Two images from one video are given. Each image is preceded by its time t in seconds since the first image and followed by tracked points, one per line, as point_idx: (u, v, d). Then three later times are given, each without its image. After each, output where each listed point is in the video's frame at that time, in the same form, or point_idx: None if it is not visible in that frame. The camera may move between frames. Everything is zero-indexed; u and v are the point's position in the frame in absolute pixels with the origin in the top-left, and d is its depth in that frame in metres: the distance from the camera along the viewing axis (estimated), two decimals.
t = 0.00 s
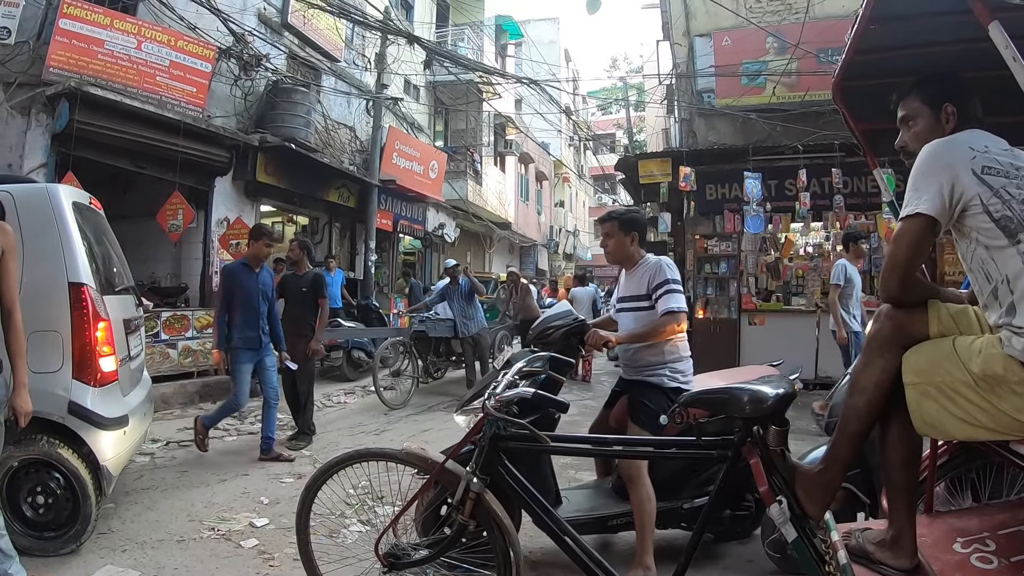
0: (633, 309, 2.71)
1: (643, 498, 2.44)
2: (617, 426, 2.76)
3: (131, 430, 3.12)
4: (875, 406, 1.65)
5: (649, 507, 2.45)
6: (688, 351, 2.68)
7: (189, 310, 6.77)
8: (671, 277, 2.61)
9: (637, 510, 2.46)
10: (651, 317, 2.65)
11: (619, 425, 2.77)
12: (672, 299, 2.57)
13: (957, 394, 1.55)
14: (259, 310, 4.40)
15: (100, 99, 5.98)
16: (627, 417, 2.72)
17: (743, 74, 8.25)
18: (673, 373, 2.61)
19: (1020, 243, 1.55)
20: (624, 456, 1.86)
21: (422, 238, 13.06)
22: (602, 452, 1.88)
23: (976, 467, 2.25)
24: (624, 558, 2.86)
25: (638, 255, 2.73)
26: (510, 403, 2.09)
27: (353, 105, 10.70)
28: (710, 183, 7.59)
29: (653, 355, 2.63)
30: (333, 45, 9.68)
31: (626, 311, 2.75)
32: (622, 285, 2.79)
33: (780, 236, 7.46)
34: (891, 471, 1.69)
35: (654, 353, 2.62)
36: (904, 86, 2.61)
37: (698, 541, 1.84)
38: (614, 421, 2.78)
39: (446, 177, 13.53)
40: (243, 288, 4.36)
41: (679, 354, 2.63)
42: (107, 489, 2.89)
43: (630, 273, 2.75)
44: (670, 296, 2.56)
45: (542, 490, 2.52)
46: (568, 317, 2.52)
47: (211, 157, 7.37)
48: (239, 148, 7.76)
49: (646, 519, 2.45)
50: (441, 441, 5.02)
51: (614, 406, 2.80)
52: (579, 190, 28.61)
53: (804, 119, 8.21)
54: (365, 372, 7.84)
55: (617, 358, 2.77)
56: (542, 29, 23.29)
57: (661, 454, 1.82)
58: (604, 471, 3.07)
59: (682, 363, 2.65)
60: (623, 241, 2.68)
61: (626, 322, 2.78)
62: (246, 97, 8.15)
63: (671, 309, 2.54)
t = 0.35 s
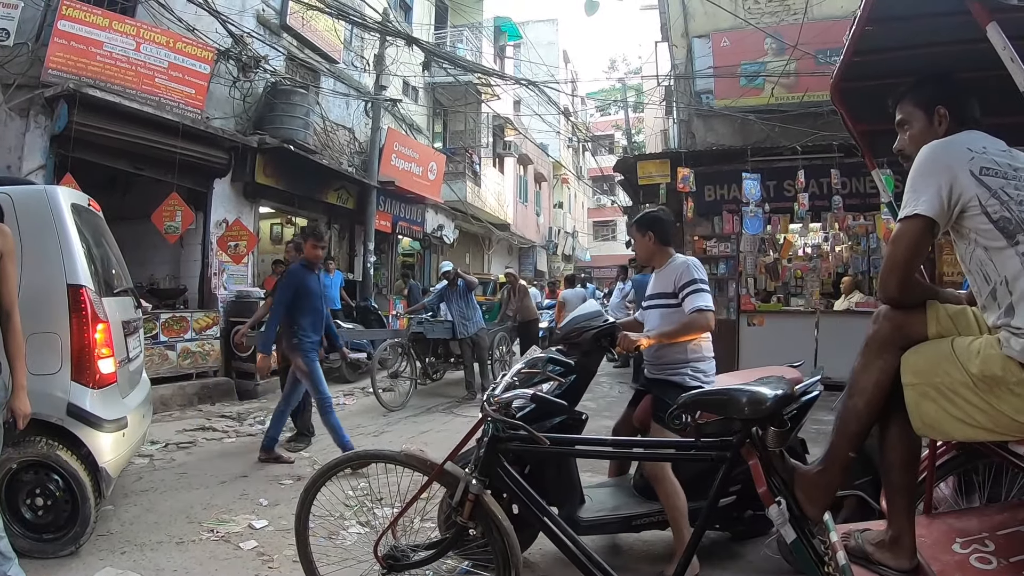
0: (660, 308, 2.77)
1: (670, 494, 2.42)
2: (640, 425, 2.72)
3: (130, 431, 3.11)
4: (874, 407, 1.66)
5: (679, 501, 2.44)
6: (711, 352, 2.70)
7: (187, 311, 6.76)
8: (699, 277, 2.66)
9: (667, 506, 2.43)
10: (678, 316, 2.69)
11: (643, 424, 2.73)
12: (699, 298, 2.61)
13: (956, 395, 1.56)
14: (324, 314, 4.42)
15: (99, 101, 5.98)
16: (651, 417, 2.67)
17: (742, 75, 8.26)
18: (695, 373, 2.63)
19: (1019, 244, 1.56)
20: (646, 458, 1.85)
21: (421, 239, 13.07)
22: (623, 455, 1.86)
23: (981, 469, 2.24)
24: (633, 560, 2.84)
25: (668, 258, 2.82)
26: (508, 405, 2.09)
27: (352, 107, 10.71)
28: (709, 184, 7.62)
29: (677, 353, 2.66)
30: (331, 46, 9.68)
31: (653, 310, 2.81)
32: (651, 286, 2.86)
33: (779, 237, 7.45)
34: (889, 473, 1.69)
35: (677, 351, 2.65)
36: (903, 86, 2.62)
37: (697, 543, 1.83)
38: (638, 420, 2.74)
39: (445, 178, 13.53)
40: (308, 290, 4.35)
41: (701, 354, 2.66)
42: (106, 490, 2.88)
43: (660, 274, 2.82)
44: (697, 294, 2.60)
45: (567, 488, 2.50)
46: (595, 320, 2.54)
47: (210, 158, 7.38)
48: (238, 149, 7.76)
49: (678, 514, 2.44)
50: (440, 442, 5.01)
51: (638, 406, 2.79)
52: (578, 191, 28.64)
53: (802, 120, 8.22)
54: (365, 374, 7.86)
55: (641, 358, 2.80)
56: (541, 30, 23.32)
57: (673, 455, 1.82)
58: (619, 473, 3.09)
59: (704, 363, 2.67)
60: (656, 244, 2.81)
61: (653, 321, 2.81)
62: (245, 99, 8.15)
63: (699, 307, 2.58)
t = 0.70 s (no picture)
0: (675, 306, 2.77)
1: (681, 497, 2.38)
2: (654, 423, 2.70)
3: (129, 431, 3.11)
4: (873, 407, 1.66)
5: (688, 505, 2.40)
6: (727, 353, 2.70)
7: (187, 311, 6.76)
8: (713, 275, 2.65)
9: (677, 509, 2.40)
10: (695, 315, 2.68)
11: (656, 423, 2.70)
12: (714, 296, 2.60)
13: (955, 395, 1.56)
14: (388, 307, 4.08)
15: (99, 100, 5.98)
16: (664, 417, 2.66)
17: (742, 76, 8.27)
18: (711, 373, 2.64)
19: (1018, 244, 1.56)
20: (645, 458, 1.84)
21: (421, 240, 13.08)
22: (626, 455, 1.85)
23: (980, 469, 2.24)
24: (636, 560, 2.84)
25: (685, 256, 2.81)
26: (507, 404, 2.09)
27: (352, 107, 10.71)
28: (709, 185, 7.66)
29: (692, 353, 2.66)
30: (331, 46, 9.68)
31: (669, 308, 2.81)
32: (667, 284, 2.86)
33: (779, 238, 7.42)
34: (888, 473, 1.69)
35: (694, 351, 2.65)
36: (904, 87, 2.62)
37: (696, 543, 1.83)
38: (652, 420, 2.71)
39: (445, 178, 13.54)
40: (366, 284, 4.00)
41: (718, 354, 2.66)
42: (105, 490, 2.88)
43: (676, 273, 2.82)
44: (712, 293, 2.59)
45: (580, 488, 2.52)
46: (611, 321, 2.49)
47: (211, 158, 7.39)
48: (238, 149, 7.76)
49: (686, 518, 2.40)
50: (440, 442, 5.02)
51: (651, 405, 2.77)
52: (578, 191, 28.66)
53: (802, 121, 8.22)
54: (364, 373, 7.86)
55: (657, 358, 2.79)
56: (541, 31, 23.33)
57: (678, 454, 1.81)
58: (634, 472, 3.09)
59: (720, 363, 2.68)
60: (675, 243, 2.82)
61: (670, 320, 2.81)
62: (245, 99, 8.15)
63: (713, 306, 2.56)
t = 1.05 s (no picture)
0: (685, 308, 2.78)
1: (686, 495, 2.39)
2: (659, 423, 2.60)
3: (127, 431, 3.10)
4: (872, 409, 1.66)
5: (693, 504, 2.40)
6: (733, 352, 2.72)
7: (186, 311, 6.76)
8: (728, 283, 2.66)
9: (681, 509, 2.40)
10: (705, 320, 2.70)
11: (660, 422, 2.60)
12: (725, 304, 2.61)
13: (953, 398, 1.56)
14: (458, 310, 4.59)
15: (99, 99, 5.97)
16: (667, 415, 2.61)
17: (742, 78, 8.28)
18: (717, 372, 2.65)
19: (1015, 246, 1.56)
20: (644, 459, 1.84)
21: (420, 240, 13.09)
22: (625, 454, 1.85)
23: (978, 471, 2.24)
24: (638, 559, 2.85)
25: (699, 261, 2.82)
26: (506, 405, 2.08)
27: (352, 107, 10.72)
28: (709, 186, 7.68)
29: (699, 353, 2.66)
30: (331, 46, 9.69)
31: (678, 309, 2.81)
32: (678, 285, 2.87)
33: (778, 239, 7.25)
34: (887, 475, 1.69)
35: (700, 351, 2.65)
36: (904, 89, 2.62)
37: (695, 544, 1.83)
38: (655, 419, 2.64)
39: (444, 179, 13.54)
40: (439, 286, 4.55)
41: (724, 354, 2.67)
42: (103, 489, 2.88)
43: (689, 275, 2.82)
44: (724, 301, 2.60)
45: (588, 485, 2.52)
46: (617, 321, 2.50)
47: (210, 158, 7.39)
48: (238, 149, 7.76)
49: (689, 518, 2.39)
50: (439, 443, 5.02)
51: (656, 405, 2.70)
52: (578, 192, 28.69)
53: (801, 123, 8.22)
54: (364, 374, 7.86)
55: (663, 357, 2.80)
56: (541, 32, 23.38)
57: (681, 456, 1.81)
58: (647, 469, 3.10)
59: (725, 363, 2.69)
60: (687, 241, 2.78)
61: (677, 321, 2.81)
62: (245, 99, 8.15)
63: (724, 314, 2.57)
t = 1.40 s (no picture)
0: (688, 310, 2.78)
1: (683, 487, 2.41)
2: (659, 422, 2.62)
3: (127, 430, 3.11)
4: (872, 410, 1.66)
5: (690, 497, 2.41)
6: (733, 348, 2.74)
7: (186, 311, 6.76)
8: (732, 292, 2.67)
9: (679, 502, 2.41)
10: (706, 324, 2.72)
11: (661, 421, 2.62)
12: (725, 312, 2.63)
13: (954, 399, 1.56)
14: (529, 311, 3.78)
15: (100, 99, 5.98)
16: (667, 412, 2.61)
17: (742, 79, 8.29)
18: (719, 368, 2.66)
19: (1017, 247, 1.56)
20: (644, 459, 1.85)
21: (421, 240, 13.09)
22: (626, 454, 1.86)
23: (979, 472, 2.24)
24: (638, 558, 2.85)
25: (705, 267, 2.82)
26: (507, 405, 2.08)
27: (353, 107, 10.73)
28: (709, 187, 7.69)
29: (702, 349, 2.66)
30: (332, 46, 9.70)
31: (680, 311, 2.82)
32: (682, 285, 2.86)
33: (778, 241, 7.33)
34: (886, 476, 1.69)
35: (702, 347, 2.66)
36: (905, 91, 2.62)
37: (695, 544, 1.83)
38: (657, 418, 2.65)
39: (445, 179, 13.55)
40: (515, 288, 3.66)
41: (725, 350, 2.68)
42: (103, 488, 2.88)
43: (693, 278, 2.83)
44: (724, 310, 2.62)
45: (589, 484, 2.52)
46: (619, 319, 2.52)
47: (211, 157, 7.38)
48: (238, 149, 7.76)
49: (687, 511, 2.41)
50: (438, 444, 5.02)
51: (657, 404, 2.71)
52: (578, 193, 28.70)
53: (802, 124, 8.21)
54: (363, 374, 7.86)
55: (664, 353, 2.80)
56: (542, 33, 23.40)
57: (682, 456, 1.81)
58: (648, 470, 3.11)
59: (726, 360, 2.70)
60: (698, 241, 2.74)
61: (679, 321, 2.82)
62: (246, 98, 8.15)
63: (723, 321, 2.59)
